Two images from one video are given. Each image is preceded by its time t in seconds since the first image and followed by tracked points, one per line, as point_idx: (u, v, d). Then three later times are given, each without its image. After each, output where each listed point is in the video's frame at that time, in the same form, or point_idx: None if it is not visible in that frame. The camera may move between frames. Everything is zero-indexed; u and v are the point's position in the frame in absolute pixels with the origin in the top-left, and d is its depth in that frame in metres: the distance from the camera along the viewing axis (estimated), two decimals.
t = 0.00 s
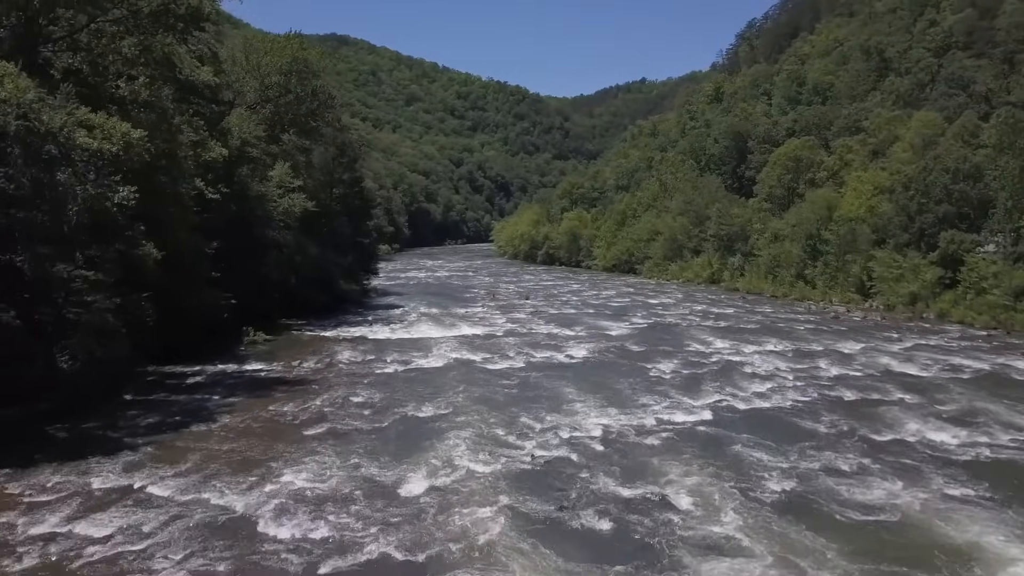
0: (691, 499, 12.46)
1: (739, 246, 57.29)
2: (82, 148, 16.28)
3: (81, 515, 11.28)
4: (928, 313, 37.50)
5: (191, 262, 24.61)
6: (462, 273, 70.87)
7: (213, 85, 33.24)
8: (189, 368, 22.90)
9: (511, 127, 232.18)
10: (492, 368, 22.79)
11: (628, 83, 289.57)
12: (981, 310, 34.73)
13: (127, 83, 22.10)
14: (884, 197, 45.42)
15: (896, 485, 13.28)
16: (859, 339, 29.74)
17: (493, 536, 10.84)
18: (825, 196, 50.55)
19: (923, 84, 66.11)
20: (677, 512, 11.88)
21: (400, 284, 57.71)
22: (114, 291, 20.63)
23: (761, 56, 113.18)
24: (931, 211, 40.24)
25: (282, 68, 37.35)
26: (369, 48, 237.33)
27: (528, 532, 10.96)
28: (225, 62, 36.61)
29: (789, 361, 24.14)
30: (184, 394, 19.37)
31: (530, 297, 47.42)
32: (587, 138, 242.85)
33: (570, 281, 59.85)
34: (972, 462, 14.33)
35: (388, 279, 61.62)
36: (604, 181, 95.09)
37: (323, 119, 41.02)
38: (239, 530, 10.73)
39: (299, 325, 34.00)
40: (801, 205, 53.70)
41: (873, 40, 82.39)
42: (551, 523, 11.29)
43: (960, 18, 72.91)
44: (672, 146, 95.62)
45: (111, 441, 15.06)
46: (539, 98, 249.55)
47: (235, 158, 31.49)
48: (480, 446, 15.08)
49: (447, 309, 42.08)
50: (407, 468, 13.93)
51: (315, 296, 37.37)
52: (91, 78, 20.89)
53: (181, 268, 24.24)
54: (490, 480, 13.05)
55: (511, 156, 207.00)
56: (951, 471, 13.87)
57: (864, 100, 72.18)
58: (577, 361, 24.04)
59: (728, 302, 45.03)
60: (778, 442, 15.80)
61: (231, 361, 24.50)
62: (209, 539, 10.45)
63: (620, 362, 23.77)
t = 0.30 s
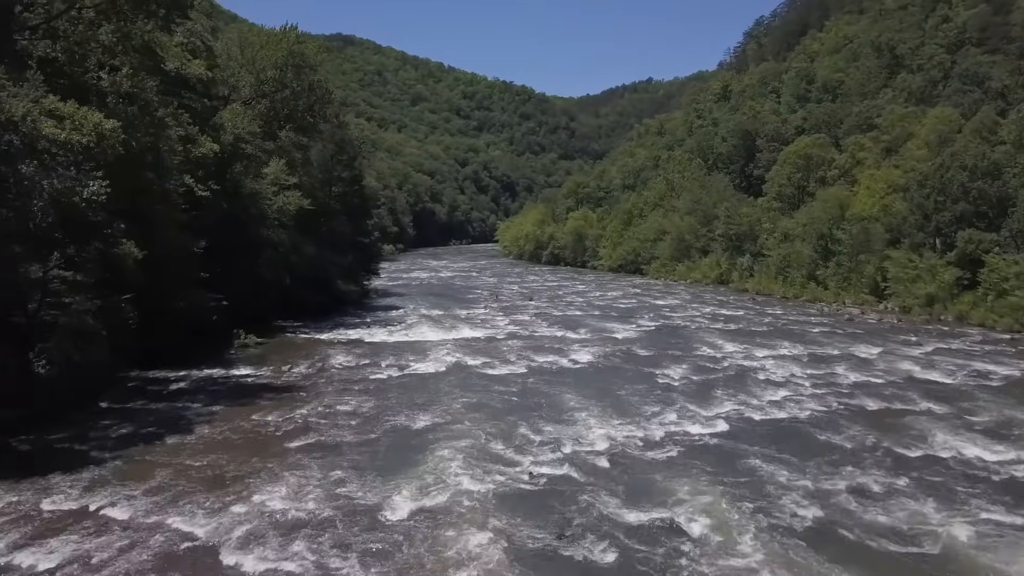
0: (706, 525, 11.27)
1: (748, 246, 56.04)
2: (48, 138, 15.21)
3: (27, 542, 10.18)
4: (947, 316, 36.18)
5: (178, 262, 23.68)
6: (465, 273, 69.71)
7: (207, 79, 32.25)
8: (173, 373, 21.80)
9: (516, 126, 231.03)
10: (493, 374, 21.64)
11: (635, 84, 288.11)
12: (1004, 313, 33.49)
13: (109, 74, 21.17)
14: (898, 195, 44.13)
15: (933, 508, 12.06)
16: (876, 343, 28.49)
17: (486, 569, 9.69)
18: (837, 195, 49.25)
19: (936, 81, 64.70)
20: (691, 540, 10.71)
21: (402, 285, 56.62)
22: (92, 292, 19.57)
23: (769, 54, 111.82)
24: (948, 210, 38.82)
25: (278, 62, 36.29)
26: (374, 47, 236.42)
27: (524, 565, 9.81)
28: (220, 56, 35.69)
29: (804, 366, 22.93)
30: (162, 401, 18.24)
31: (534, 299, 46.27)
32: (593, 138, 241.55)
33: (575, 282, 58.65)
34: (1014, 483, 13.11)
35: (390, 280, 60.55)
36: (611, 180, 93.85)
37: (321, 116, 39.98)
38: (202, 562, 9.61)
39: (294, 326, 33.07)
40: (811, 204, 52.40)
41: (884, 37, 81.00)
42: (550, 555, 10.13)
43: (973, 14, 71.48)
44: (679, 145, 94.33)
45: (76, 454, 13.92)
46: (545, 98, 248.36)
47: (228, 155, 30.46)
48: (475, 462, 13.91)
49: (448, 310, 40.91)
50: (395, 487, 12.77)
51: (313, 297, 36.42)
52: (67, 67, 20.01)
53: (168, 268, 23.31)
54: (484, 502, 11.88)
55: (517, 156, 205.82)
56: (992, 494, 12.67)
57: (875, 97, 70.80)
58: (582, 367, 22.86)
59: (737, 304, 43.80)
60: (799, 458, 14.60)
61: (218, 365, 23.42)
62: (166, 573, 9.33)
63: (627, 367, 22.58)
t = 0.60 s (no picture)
0: (720, 553, 10.25)
1: (757, 246, 54.97)
2: (13, 127, 14.14)
3: None
4: (963, 318, 35.07)
5: (166, 261, 22.85)
6: (469, 273, 68.75)
7: (199, 73, 31.29)
8: (157, 378, 20.88)
9: (522, 126, 230.03)
10: (492, 380, 20.67)
11: (640, 83, 286.86)
12: None
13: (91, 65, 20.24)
14: (911, 194, 43.01)
15: (969, 535, 11.00)
16: (893, 347, 27.41)
17: None
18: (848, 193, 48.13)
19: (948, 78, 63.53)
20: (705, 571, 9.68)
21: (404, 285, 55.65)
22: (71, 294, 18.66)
23: (776, 52, 110.65)
24: (964, 208, 37.72)
25: (273, 56, 35.37)
26: (379, 47, 235.80)
27: None
28: (215, 51, 34.75)
29: (819, 371, 21.90)
30: (142, 409, 17.28)
31: (537, 299, 45.26)
32: (598, 138, 240.43)
33: (580, 283, 57.61)
34: None
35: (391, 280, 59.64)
36: (616, 179, 92.77)
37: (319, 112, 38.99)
38: None
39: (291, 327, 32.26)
40: (821, 203, 51.29)
41: (894, 33, 79.78)
42: None
43: (986, 10, 70.26)
44: (685, 144, 93.17)
45: (40, 469, 12.96)
46: (550, 97, 247.29)
47: (220, 151, 29.50)
48: (468, 478, 12.89)
49: (449, 311, 39.92)
50: (380, 507, 11.77)
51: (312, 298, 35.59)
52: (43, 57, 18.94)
53: (154, 267, 22.48)
54: (476, 527, 10.87)
55: (522, 156, 204.83)
56: None
57: (885, 94, 69.56)
58: (586, 372, 21.84)
59: (746, 305, 42.73)
60: (818, 474, 13.54)
61: (207, 369, 22.47)
62: None
63: (633, 373, 21.56)
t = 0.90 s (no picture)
0: None
1: (765, 245, 53.84)
2: None
3: None
4: (981, 320, 33.94)
5: (152, 261, 21.93)
6: (472, 273, 67.72)
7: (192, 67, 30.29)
8: (140, 384, 19.90)
9: (527, 126, 229.05)
10: (492, 386, 19.67)
11: (646, 83, 285.59)
12: None
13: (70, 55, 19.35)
14: (925, 192, 41.91)
15: (1013, 565, 9.96)
16: (910, 350, 26.32)
17: None
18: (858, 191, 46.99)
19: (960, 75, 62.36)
20: None
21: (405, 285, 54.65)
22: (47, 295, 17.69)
23: (783, 49, 109.49)
24: (980, 206, 36.62)
25: (268, 51, 34.44)
26: (383, 47, 235.08)
27: None
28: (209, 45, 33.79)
29: (835, 377, 20.85)
30: (119, 417, 16.27)
31: (541, 300, 44.22)
32: (603, 137, 239.29)
33: (584, 283, 56.53)
34: None
35: (393, 280, 58.66)
36: (621, 178, 91.68)
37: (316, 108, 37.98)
38: None
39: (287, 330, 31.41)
40: (831, 201, 50.16)
41: (904, 30, 78.57)
42: None
43: (998, 6, 69.04)
44: (691, 142, 92.01)
45: None
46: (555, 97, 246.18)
47: (212, 148, 28.53)
48: (460, 499, 11.87)
49: (450, 313, 38.85)
50: (364, 532, 10.74)
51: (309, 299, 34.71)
52: (17, 46, 17.90)
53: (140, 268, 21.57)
54: (466, 556, 9.86)
55: (527, 156, 203.83)
56: None
57: (895, 92, 68.35)
58: (591, 377, 20.80)
59: (755, 306, 41.64)
60: (841, 494, 12.48)
61: (193, 373, 21.48)
62: None
63: (639, 379, 20.49)
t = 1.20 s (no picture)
0: None
1: (774, 245, 52.73)
2: None
3: None
4: (1000, 323, 32.85)
5: (136, 261, 20.95)
6: (475, 274, 66.69)
7: (183, 61, 29.33)
8: (121, 391, 18.93)
9: (532, 125, 228.04)
10: (490, 395, 18.65)
11: (652, 82, 284.32)
12: None
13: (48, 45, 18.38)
14: (939, 191, 40.79)
15: None
16: (928, 355, 25.25)
17: None
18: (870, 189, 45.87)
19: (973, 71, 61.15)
20: None
21: (406, 286, 53.65)
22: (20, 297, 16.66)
23: (790, 47, 108.30)
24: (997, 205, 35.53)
25: (262, 45, 33.41)
26: (388, 47, 234.30)
27: None
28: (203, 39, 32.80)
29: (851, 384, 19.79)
30: (90, 427, 15.26)
31: (544, 301, 43.21)
32: (609, 137, 238.12)
33: (589, 284, 55.44)
34: None
35: (394, 281, 57.64)
36: (627, 178, 90.57)
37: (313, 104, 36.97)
38: None
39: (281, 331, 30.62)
40: (842, 200, 49.03)
41: (914, 27, 77.35)
42: None
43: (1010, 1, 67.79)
44: (698, 141, 90.84)
45: None
46: (560, 96, 245.08)
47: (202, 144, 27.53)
48: (451, 524, 10.83)
49: (451, 314, 37.85)
50: (343, 561, 9.70)
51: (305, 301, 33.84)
52: None
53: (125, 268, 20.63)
54: None
55: (531, 156, 202.79)
56: None
57: (906, 89, 67.11)
58: (595, 385, 19.73)
59: (764, 307, 40.53)
60: (870, 517, 11.40)
61: (178, 379, 20.49)
62: None
63: (646, 386, 19.45)
